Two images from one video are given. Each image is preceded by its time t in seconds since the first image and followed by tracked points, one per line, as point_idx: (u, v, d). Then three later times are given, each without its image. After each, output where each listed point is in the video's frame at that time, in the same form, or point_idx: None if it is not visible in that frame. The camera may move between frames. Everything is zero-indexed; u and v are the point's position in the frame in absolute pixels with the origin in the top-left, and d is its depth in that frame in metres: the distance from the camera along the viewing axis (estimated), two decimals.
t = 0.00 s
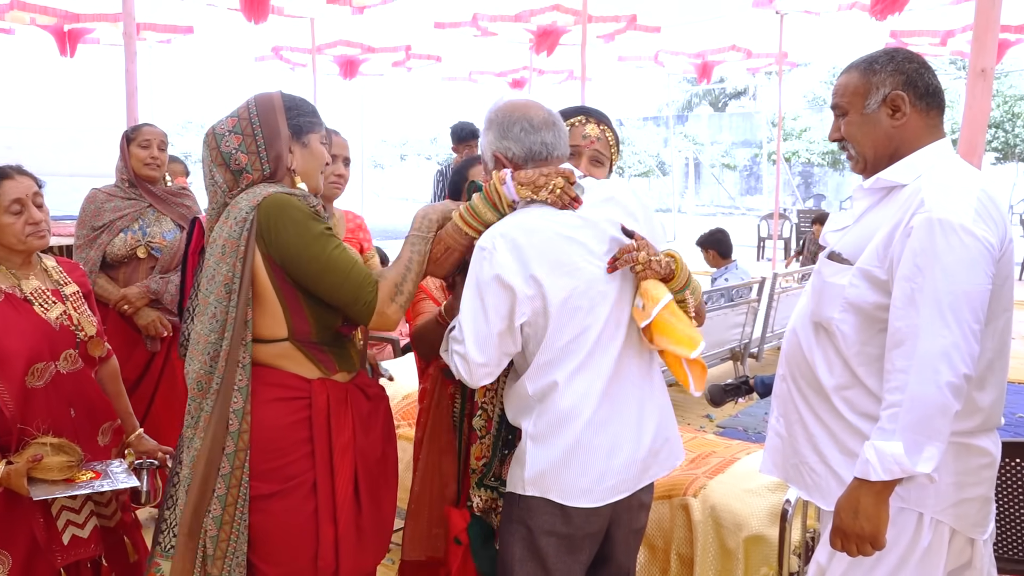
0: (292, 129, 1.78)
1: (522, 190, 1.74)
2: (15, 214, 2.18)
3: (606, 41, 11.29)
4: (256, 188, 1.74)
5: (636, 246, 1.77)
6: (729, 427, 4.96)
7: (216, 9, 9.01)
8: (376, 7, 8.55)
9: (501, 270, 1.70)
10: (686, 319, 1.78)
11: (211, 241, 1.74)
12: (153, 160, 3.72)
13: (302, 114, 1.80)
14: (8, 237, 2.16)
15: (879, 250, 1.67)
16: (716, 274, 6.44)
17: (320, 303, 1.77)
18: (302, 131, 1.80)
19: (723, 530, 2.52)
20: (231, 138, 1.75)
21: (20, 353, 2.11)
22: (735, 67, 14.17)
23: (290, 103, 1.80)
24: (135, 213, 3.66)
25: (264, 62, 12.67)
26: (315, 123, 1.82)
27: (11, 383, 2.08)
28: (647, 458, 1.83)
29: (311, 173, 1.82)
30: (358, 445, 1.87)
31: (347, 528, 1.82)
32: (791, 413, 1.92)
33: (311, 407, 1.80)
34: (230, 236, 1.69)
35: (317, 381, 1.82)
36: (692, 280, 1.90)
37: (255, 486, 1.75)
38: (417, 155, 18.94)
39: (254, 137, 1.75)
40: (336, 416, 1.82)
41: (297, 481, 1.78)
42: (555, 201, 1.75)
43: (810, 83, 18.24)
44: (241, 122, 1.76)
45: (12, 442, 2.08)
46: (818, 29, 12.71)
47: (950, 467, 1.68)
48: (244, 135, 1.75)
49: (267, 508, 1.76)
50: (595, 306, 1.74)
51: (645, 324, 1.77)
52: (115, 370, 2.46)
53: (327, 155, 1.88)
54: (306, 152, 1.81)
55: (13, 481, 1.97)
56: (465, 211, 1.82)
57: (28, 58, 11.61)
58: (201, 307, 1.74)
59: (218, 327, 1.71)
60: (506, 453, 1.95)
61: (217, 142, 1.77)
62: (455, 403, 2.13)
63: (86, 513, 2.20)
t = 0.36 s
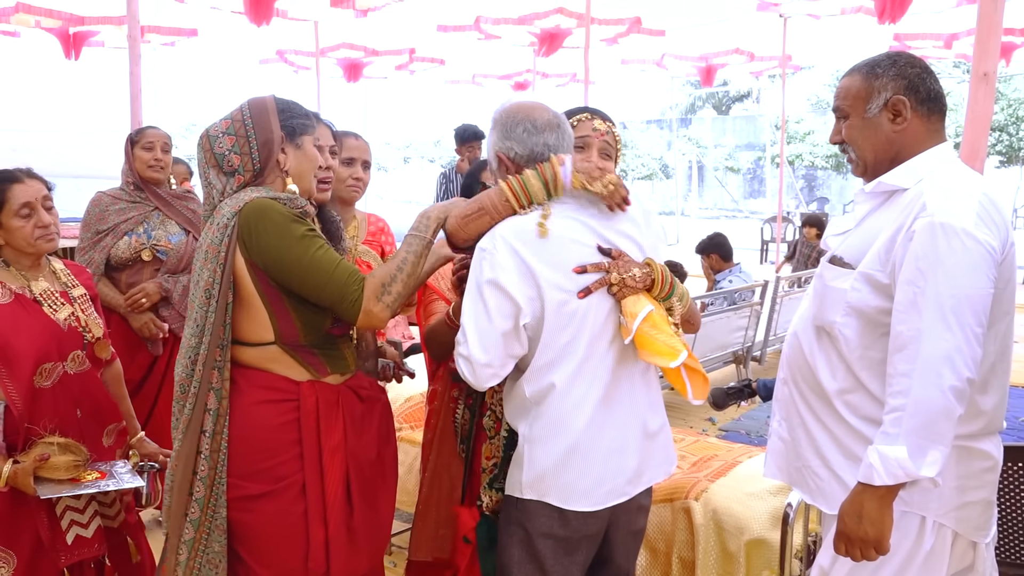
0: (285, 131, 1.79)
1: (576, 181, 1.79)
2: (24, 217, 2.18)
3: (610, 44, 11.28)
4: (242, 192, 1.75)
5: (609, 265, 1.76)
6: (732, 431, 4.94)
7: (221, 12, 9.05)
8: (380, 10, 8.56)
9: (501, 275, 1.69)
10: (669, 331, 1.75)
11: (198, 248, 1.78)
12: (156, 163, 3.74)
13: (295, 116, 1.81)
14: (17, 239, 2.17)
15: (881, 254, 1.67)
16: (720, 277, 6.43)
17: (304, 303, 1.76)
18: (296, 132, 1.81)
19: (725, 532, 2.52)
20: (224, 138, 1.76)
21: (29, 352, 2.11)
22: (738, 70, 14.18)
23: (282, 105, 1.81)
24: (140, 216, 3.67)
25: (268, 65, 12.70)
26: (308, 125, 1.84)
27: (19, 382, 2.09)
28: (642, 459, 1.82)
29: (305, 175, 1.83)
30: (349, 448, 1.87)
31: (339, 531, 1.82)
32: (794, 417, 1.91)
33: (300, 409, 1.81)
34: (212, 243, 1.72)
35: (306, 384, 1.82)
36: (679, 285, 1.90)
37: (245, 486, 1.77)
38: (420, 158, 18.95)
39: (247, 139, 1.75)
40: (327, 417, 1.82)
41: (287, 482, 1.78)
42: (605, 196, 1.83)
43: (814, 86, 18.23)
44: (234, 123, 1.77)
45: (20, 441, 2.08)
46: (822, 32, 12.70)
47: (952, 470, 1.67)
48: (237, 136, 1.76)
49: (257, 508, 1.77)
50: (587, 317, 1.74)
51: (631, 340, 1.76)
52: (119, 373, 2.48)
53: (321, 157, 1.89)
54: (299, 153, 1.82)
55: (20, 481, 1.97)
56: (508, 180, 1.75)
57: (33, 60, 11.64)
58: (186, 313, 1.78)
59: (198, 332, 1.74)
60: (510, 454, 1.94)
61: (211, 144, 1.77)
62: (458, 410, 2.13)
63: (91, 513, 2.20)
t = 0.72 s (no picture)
0: (296, 131, 1.80)
1: (609, 203, 1.87)
2: (26, 213, 2.19)
3: (612, 45, 11.28)
4: (254, 189, 1.75)
5: (596, 260, 1.78)
6: (732, 432, 4.95)
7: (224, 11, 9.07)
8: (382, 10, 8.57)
9: (487, 275, 1.71)
10: (656, 324, 1.76)
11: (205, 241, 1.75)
12: (156, 160, 3.75)
13: (307, 116, 1.82)
14: (19, 236, 2.18)
15: (880, 256, 1.67)
16: (721, 278, 6.44)
17: (317, 301, 1.78)
18: (306, 133, 1.82)
19: (724, 533, 2.52)
20: (236, 135, 1.76)
21: (30, 348, 2.12)
22: (740, 71, 14.19)
23: (294, 105, 1.81)
24: (141, 215, 3.68)
25: (270, 64, 12.73)
26: (318, 126, 1.85)
27: (20, 378, 2.09)
28: (631, 458, 1.83)
29: (312, 174, 1.84)
30: (355, 446, 1.87)
31: (344, 529, 1.82)
32: (790, 419, 1.92)
33: (306, 408, 1.81)
34: (224, 239, 1.70)
35: (313, 382, 1.82)
36: (665, 281, 1.91)
37: (251, 483, 1.77)
38: (421, 158, 18.98)
39: (258, 138, 1.76)
40: (333, 416, 1.83)
41: (293, 480, 1.79)
42: (623, 224, 1.92)
43: (815, 88, 18.24)
44: (246, 120, 1.77)
45: (21, 436, 2.09)
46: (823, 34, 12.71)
47: (951, 472, 1.68)
48: (249, 134, 1.76)
49: (262, 506, 1.77)
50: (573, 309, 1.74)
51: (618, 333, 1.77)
52: (120, 370, 2.48)
53: (328, 159, 1.90)
54: (309, 153, 1.83)
55: (21, 476, 1.97)
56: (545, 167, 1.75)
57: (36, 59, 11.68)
58: (192, 306, 1.76)
59: (206, 328, 1.73)
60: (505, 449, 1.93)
61: (222, 139, 1.78)
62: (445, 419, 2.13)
63: (91, 509, 2.21)
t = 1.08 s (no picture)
0: (298, 129, 1.79)
1: (606, 200, 1.88)
2: (27, 211, 2.19)
3: (616, 45, 11.28)
4: (258, 189, 1.75)
5: (581, 250, 1.75)
6: (735, 433, 4.94)
7: (228, 10, 9.11)
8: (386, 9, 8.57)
9: (492, 278, 1.72)
10: (642, 322, 1.71)
11: (212, 242, 1.77)
12: (155, 159, 3.74)
13: (309, 115, 1.81)
14: (20, 234, 2.18)
15: (885, 257, 1.66)
16: (724, 279, 6.43)
17: (318, 304, 1.77)
18: (309, 131, 1.80)
19: (727, 535, 2.51)
20: (238, 136, 1.77)
21: (29, 346, 2.12)
22: (744, 72, 14.18)
23: (297, 103, 1.80)
24: (142, 214, 3.69)
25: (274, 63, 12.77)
26: (322, 123, 1.83)
27: (19, 376, 2.09)
28: (633, 462, 1.82)
29: (317, 174, 1.83)
30: (355, 445, 1.86)
31: (343, 528, 1.82)
32: (794, 422, 1.91)
33: (307, 405, 1.80)
34: (228, 240, 1.71)
35: (315, 380, 1.82)
36: (662, 271, 1.85)
37: (250, 482, 1.76)
38: (424, 158, 19.01)
39: (260, 138, 1.76)
40: (334, 415, 1.82)
41: (292, 479, 1.79)
42: (617, 221, 1.92)
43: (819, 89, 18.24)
44: (247, 120, 1.78)
45: (20, 434, 2.09)
46: (827, 35, 12.70)
47: (956, 474, 1.67)
48: (250, 134, 1.77)
49: (261, 504, 1.77)
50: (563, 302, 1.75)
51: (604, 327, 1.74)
52: (120, 369, 2.48)
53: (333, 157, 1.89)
54: (312, 152, 1.81)
55: (20, 474, 1.98)
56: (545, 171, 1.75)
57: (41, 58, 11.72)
58: (196, 307, 1.78)
59: (208, 329, 1.74)
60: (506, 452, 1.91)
61: (225, 141, 1.79)
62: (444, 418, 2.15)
63: (90, 507, 2.21)
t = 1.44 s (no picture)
0: (302, 128, 1.78)
1: (622, 203, 1.92)
2: (28, 210, 2.19)
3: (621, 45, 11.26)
4: (262, 189, 1.74)
5: (572, 251, 1.74)
6: (739, 434, 4.93)
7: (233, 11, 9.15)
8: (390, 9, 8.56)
9: (507, 281, 1.73)
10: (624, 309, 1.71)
11: (213, 243, 1.76)
12: (147, 159, 3.75)
13: (313, 113, 1.80)
14: (22, 232, 2.18)
15: (897, 261, 1.64)
16: (728, 280, 6.41)
17: (322, 307, 1.76)
18: (313, 130, 1.80)
19: (730, 536, 2.50)
20: (242, 134, 1.77)
21: (31, 345, 2.11)
22: (748, 74, 14.16)
23: (301, 102, 1.80)
24: (138, 212, 3.72)
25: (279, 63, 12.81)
26: (326, 122, 1.83)
27: (21, 374, 2.09)
28: (633, 464, 1.82)
29: (320, 173, 1.82)
30: (359, 452, 1.86)
31: (346, 535, 1.81)
32: (801, 428, 1.90)
33: (311, 411, 1.80)
34: (230, 242, 1.70)
35: (319, 385, 1.81)
36: (656, 267, 1.88)
37: (251, 487, 1.76)
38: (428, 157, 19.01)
39: (264, 136, 1.75)
40: (338, 420, 1.82)
41: (294, 484, 1.78)
42: (633, 222, 1.95)
43: (824, 91, 18.22)
44: (251, 118, 1.77)
45: (21, 433, 2.09)
46: (832, 37, 12.69)
47: (973, 480, 1.66)
48: (254, 132, 1.76)
49: (263, 510, 1.76)
50: (555, 292, 1.76)
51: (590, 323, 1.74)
52: (122, 368, 2.48)
53: (337, 156, 1.89)
54: (316, 151, 1.81)
55: (22, 472, 1.98)
56: (561, 175, 1.77)
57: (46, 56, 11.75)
58: (198, 310, 1.77)
59: (211, 333, 1.74)
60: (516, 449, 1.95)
61: (229, 139, 1.78)
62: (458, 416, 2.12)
63: (91, 505, 2.21)
